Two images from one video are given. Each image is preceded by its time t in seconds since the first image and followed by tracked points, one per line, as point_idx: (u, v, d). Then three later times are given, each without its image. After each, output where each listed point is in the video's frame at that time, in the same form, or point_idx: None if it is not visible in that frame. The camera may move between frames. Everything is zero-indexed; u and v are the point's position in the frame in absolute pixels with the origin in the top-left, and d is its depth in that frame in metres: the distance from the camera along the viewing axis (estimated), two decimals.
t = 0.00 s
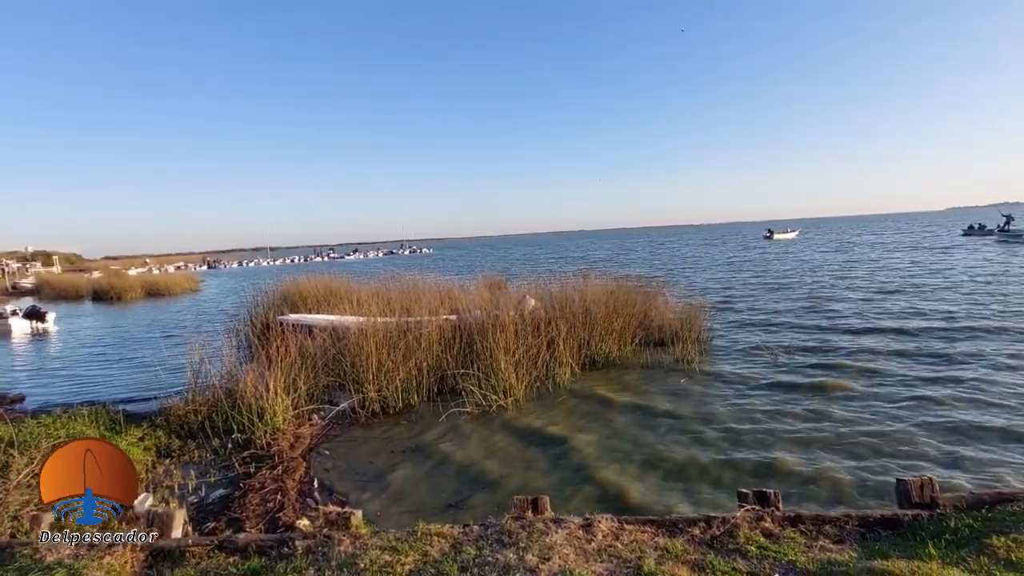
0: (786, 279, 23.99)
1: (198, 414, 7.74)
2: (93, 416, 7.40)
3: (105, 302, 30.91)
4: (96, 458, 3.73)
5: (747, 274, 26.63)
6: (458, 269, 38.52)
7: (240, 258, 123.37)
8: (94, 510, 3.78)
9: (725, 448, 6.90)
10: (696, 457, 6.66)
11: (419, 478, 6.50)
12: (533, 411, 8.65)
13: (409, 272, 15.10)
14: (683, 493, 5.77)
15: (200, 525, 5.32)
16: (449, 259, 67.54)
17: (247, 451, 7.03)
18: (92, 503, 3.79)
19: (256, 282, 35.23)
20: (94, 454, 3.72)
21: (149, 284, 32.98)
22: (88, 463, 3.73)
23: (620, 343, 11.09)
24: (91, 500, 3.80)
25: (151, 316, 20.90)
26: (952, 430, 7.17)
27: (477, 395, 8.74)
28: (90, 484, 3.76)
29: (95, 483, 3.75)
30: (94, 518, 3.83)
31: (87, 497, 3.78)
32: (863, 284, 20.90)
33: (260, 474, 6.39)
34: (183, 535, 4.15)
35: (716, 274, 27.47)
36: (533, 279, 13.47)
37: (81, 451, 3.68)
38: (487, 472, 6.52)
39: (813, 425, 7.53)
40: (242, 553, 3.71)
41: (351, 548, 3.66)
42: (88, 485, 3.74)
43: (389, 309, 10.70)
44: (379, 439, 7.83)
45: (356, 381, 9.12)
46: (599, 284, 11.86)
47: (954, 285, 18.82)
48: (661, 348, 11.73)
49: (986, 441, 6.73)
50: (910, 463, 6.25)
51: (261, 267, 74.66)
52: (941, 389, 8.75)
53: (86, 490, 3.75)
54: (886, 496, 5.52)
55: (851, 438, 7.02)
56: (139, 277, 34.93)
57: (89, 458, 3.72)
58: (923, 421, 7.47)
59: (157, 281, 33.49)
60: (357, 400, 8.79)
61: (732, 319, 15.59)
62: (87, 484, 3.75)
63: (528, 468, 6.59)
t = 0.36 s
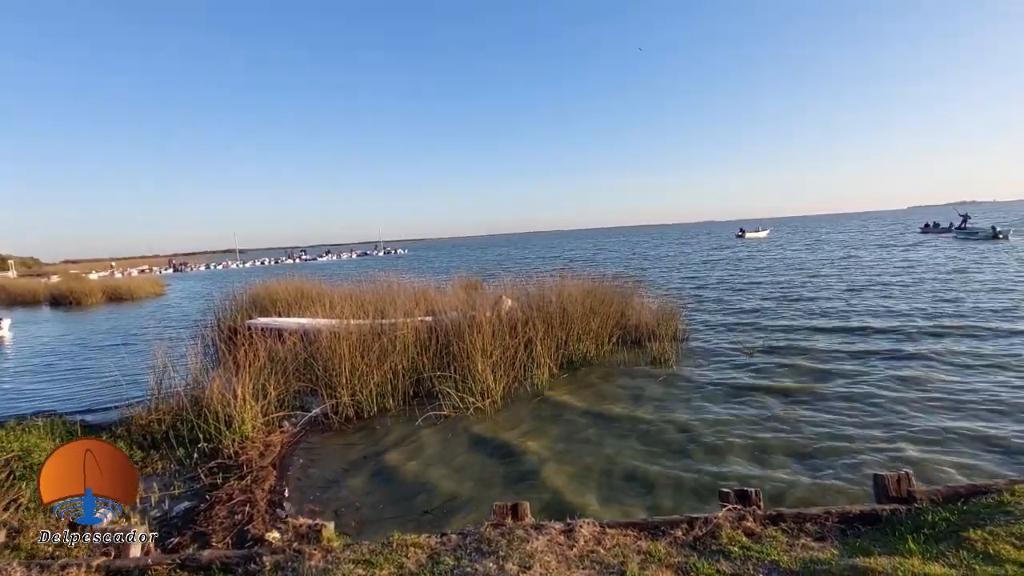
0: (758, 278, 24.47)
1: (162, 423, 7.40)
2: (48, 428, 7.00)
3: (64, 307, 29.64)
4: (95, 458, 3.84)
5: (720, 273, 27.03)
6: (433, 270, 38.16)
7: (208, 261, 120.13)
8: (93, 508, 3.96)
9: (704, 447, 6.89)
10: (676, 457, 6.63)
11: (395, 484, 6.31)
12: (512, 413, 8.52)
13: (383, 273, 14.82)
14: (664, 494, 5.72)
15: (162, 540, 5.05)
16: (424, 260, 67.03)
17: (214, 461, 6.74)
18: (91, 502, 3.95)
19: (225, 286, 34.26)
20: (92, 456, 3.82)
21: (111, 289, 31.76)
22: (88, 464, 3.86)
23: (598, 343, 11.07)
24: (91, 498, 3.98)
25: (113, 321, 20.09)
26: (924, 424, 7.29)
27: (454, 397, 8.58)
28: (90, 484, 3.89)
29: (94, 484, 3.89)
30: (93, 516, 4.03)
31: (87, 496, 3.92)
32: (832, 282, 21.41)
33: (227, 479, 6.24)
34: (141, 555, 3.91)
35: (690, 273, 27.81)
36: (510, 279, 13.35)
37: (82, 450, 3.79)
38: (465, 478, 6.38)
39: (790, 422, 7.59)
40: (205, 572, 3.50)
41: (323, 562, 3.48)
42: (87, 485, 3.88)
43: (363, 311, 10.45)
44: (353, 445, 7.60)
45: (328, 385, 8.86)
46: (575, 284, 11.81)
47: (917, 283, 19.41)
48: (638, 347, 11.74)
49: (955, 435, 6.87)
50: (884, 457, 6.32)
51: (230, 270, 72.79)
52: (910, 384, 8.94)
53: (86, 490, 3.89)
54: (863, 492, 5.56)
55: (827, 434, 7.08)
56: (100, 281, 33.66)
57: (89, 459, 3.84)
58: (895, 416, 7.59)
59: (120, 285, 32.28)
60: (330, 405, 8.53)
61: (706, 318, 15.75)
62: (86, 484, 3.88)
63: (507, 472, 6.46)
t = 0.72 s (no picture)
0: (743, 281, 24.60)
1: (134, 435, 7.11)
2: (12, 442, 6.68)
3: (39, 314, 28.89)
4: (97, 455, 3.41)
5: (705, 277, 27.16)
6: (419, 274, 37.88)
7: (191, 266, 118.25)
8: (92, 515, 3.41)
9: (693, 454, 6.77)
10: (665, 465, 6.50)
11: (376, 496, 6.10)
12: (497, 419, 8.36)
13: (367, 278, 14.58)
14: (652, 503, 5.59)
15: (130, 561, 4.79)
16: (410, 265, 66.51)
17: (188, 475, 6.47)
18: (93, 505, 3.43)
19: (206, 291, 33.66)
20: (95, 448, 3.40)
21: (89, 295, 31.04)
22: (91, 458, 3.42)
23: (585, 347, 10.93)
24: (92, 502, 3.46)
25: (89, 329, 19.58)
26: (911, 428, 7.26)
27: (438, 404, 8.39)
28: (90, 485, 3.42)
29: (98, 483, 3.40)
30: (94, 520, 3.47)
31: (86, 498, 3.42)
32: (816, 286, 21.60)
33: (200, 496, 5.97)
34: None
35: (676, 276, 27.91)
36: (496, 283, 13.20)
37: (81, 450, 3.38)
38: (449, 489, 6.18)
39: (778, 427, 7.52)
40: None
41: None
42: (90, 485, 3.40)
43: (345, 317, 10.21)
44: (334, 455, 7.37)
45: (309, 394, 8.62)
46: (562, 288, 11.70)
47: (900, 288, 19.63)
48: (625, 351, 11.64)
49: (944, 438, 6.82)
50: (873, 462, 6.26)
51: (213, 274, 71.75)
52: (895, 388, 8.94)
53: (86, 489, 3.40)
54: (854, 500, 5.47)
55: (815, 439, 7.01)
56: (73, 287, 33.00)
57: (93, 453, 3.41)
58: (883, 420, 7.54)
59: (98, 291, 31.55)
60: (311, 414, 8.29)
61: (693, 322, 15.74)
62: (87, 484, 3.40)
63: (492, 482, 6.29)
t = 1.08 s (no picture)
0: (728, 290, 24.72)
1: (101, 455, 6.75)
2: None
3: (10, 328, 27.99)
4: (93, 459, 4.58)
5: (691, 285, 27.25)
6: (405, 284, 37.51)
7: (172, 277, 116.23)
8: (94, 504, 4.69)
9: (684, 467, 6.62)
10: (656, 478, 6.32)
11: (356, 517, 5.85)
12: (483, 433, 8.14)
13: (349, 288, 14.30)
14: (644, 520, 5.42)
15: None
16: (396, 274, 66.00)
17: (157, 497, 6.14)
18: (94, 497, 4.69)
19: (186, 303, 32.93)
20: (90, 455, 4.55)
21: (64, 308, 30.20)
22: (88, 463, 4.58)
23: (572, 357, 10.78)
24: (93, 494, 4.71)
25: (62, 343, 18.95)
26: (901, 437, 7.20)
27: (422, 418, 8.15)
28: (90, 483, 4.63)
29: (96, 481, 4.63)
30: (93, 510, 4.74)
31: (88, 494, 4.64)
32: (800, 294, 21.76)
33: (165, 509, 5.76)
34: None
35: (662, 284, 27.97)
36: (481, 293, 13.02)
37: (82, 452, 4.53)
38: (432, 508, 5.93)
39: (768, 438, 7.41)
40: None
41: None
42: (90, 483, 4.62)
43: (326, 328, 9.94)
44: (314, 473, 7.09)
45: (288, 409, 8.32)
46: (548, 297, 11.56)
47: (882, 296, 19.84)
48: (612, 360, 11.50)
49: (936, 448, 6.75)
50: (866, 474, 6.16)
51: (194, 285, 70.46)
52: (883, 397, 8.91)
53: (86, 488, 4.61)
54: (847, 512, 5.35)
55: (806, 450, 6.91)
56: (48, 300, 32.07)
57: (89, 459, 4.57)
58: (873, 430, 7.47)
59: (73, 304, 30.71)
60: (290, 430, 8.00)
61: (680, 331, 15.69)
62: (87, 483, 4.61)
63: (478, 500, 6.08)
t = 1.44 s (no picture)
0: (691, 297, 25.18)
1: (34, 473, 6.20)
2: None
3: None
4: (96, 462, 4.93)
5: (655, 292, 27.67)
6: (368, 290, 36.74)
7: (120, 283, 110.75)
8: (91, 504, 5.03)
9: (653, 476, 6.57)
10: (626, 487, 6.25)
11: (316, 535, 5.56)
12: (450, 443, 7.92)
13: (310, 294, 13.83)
14: (614, 531, 5.33)
15: None
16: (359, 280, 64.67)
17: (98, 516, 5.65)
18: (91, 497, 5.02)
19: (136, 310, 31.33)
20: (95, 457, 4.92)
21: None
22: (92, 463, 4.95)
23: (540, 364, 10.67)
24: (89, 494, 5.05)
25: None
26: (860, 441, 7.37)
27: (386, 427, 7.86)
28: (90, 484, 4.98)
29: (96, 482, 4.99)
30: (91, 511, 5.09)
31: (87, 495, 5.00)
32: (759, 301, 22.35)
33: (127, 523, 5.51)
34: None
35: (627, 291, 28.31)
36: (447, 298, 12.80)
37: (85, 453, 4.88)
38: (397, 525, 5.68)
39: (734, 444, 7.46)
40: None
41: None
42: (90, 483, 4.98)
43: (285, 335, 9.53)
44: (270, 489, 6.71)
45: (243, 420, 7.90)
46: (515, 302, 11.45)
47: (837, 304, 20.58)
48: (579, 366, 11.46)
49: (894, 451, 6.92)
50: (830, 478, 6.25)
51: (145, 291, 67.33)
52: (841, 402, 9.14)
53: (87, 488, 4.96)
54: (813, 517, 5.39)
55: (771, 456, 6.98)
56: None
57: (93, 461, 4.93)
58: (834, 434, 7.62)
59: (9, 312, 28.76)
60: (245, 443, 7.59)
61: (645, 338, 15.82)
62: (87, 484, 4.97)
63: (445, 514, 5.88)
